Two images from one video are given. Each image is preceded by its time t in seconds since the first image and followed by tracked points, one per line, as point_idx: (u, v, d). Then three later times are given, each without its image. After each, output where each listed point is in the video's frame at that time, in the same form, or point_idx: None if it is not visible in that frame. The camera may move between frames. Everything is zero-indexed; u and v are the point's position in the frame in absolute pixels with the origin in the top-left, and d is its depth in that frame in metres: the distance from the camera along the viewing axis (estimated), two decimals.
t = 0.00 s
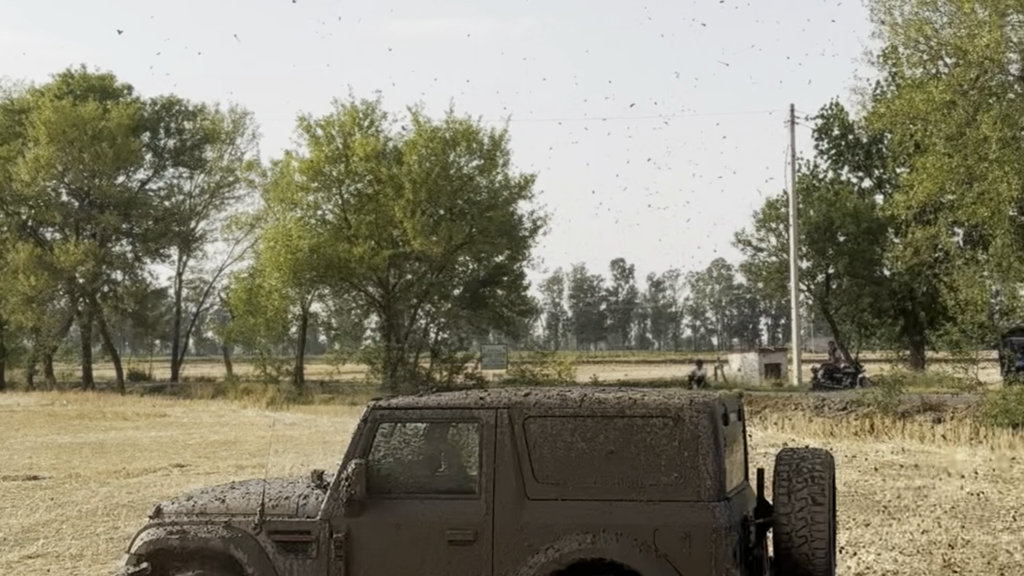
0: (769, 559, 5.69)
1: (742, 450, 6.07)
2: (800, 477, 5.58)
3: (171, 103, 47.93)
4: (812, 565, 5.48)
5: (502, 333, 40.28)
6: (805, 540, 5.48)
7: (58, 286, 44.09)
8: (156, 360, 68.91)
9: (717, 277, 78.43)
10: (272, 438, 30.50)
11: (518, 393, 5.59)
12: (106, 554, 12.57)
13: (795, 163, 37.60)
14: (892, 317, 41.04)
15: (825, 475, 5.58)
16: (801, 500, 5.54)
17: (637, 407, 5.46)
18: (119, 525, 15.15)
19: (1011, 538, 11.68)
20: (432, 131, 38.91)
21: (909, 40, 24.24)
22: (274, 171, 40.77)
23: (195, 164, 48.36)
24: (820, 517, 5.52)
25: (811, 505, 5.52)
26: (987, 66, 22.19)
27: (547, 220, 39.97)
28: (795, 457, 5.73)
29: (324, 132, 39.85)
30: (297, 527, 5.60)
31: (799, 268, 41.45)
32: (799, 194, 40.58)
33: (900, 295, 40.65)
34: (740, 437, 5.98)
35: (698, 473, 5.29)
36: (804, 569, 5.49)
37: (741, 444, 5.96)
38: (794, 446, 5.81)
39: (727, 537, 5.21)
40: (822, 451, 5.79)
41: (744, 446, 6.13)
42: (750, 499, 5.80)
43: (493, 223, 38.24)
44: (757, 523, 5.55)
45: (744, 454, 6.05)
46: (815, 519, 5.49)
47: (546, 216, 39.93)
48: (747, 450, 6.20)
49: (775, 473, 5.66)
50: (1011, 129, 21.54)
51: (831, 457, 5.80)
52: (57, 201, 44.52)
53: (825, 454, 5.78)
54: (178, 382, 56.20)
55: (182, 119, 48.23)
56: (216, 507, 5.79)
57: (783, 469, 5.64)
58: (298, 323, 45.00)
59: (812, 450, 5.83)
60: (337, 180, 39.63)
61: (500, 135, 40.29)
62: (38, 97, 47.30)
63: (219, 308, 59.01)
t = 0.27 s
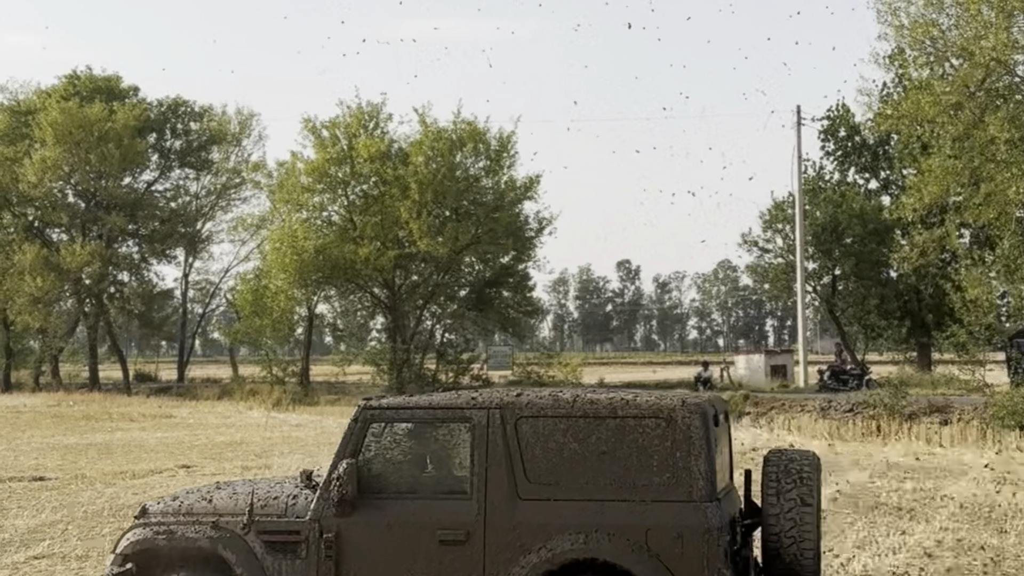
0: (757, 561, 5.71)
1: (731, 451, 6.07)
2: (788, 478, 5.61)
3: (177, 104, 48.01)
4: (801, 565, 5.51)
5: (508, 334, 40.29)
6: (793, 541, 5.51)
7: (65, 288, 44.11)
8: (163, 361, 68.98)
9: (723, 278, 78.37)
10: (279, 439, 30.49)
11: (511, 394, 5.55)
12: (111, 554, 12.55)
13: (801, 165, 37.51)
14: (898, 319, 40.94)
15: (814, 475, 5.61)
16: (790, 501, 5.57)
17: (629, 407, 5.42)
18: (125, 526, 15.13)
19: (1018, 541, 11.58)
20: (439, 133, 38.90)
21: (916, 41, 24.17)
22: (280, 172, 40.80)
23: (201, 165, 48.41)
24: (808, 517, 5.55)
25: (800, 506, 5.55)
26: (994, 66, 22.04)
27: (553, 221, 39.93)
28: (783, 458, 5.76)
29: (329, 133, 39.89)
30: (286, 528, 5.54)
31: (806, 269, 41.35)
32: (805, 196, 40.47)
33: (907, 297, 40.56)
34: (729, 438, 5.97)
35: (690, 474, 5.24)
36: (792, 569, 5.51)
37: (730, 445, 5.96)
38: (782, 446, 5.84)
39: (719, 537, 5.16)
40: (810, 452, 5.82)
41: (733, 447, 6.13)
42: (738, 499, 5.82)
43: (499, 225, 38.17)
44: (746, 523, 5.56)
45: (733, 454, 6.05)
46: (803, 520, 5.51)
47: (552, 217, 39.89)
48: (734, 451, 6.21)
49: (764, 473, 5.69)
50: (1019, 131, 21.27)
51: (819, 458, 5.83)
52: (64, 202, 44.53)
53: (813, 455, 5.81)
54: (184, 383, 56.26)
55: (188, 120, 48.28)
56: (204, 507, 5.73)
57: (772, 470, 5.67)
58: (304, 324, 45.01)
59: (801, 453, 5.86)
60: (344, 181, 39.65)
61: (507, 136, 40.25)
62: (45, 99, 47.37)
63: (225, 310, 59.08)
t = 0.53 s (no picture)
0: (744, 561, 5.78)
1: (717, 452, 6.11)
2: (776, 480, 5.67)
3: (188, 105, 48.11)
4: (788, 566, 5.58)
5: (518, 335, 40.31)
6: (782, 542, 5.57)
7: (76, 288, 44.20)
8: (173, 363, 69.08)
9: (734, 280, 78.25)
10: (289, 440, 30.49)
11: (502, 396, 5.51)
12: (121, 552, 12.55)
13: (811, 166, 37.40)
14: (909, 320, 40.79)
15: (802, 477, 5.68)
16: (778, 504, 5.63)
17: (621, 410, 5.40)
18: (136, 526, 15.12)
19: None
20: (449, 134, 38.91)
21: (927, 43, 24.03)
22: (290, 174, 40.80)
23: (212, 166, 48.48)
24: (796, 519, 5.61)
25: (788, 508, 5.62)
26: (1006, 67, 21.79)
27: (564, 222, 39.90)
28: (771, 461, 5.81)
29: (339, 135, 39.98)
30: (274, 530, 5.47)
31: (816, 271, 41.24)
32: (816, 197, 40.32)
33: (918, 298, 40.44)
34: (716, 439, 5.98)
35: (681, 476, 5.22)
36: (778, 570, 5.58)
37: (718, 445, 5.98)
38: (770, 450, 5.89)
39: (710, 539, 5.13)
40: (796, 454, 5.88)
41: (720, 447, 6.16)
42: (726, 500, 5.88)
43: (510, 226, 38.06)
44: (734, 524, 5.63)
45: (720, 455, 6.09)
46: (791, 522, 5.58)
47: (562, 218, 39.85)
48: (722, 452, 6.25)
49: (752, 474, 5.74)
50: None
51: (805, 458, 5.89)
52: (75, 203, 44.63)
53: (799, 458, 5.88)
54: (195, 384, 56.37)
55: (199, 121, 48.38)
56: (189, 508, 5.64)
57: (760, 472, 5.73)
58: (315, 325, 45.07)
59: (789, 455, 5.92)
60: (354, 182, 39.69)
61: (516, 137, 40.25)
62: (56, 100, 47.50)
63: (235, 311, 59.17)
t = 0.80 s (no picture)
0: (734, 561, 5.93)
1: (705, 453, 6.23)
2: (764, 480, 5.84)
3: (204, 107, 48.21)
4: (778, 565, 5.72)
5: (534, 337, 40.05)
6: (771, 541, 5.72)
7: (93, 289, 44.35)
8: (190, 364, 69.26)
9: (750, 282, 78.05)
10: (305, 441, 30.51)
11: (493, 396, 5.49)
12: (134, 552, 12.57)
13: (828, 167, 37.20)
14: (926, 322, 40.60)
15: (790, 478, 5.84)
16: (767, 504, 5.79)
17: (614, 411, 5.39)
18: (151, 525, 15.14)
19: None
20: (463, 135, 38.88)
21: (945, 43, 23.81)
22: (305, 175, 40.84)
23: (228, 167, 48.59)
24: (784, 518, 5.77)
25: (777, 508, 5.77)
26: None
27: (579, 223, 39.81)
28: (759, 461, 5.97)
29: (355, 136, 40.03)
30: (265, 532, 5.46)
31: (832, 272, 41.09)
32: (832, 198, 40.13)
33: (935, 299, 40.21)
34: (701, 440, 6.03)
35: (675, 476, 5.23)
36: (768, 569, 5.72)
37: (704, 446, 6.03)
38: (757, 450, 6.05)
39: (704, 539, 5.14)
40: (784, 454, 6.04)
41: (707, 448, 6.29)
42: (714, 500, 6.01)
43: (525, 227, 38.05)
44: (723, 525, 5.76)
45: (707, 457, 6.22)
46: (781, 522, 5.73)
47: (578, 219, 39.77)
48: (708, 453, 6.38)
49: (740, 475, 5.89)
50: None
51: (791, 459, 6.06)
52: (92, 204, 44.79)
53: (787, 458, 6.04)
54: (211, 385, 56.51)
55: (216, 122, 48.45)
56: (178, 512, 5.65)
57: (750, 472, 5.88)
58: (331, 327, 45.13)
59: (774, 454, 6.09)
60: (369, 184, 39.69)
61: (531, 138, 40.19)
62: (73, 102, 47.65)
63: (252, 312, 59.30)
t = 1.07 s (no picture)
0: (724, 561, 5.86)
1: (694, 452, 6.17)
2: (756, 478, 5.81)
3: (226, 108, 48.42)
4: (770, 563, 5.67)
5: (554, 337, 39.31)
6: (763, 539, 5.68)
7: (116, 290, 44.53)
8: (211, 363, 69.51)
9: (772, 282, 77.83)
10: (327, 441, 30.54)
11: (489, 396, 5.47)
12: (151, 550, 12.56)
13: (849, 168, 37.00)
14: (949, 322, 40.40)
15: (781, 476, 5.83)
16: (759, 501, 5.75)
17: (609, 410, 5.41)
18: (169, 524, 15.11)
19: None
20: (483, 136, 38.86)
21: (968, 42, 23.61)
22: (326, 176, 40.93)
23: (250, 168, 48.76)
24: (776, 516, 5.74)
25: (769, 506, 5.75)
26: None
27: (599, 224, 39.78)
28: (749, 459, 5.95)
29: (376, 137, 40.09)
30: (259, 535, 5.42)
31: (854, 273, 40.89)
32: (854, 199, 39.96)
33: (958, 300, 40.01)
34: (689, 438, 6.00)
35: (671, 475, 5.28)
36: (759, 567, 5.67)
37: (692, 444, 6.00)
38: (746, 449, 6.04)
39: (699, 538, 5.18)
40: (772, 455, 6.05)
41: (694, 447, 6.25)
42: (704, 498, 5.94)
43: (547, 227, 38.09)
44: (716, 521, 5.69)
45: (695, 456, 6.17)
46: (773, 518, 5.70)
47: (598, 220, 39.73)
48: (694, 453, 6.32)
49: (732, 473, 5.87)
50: None
51: (779, 459, 6.07)
52: (115, 205, 44.99)
53: (776, 458, 6.04)
54: (233, 384, 56.73)
55: (238, 123, 48.64)
56: (169, 515, 5.61)
57: (741, 470, 5.86)
58: (352, 327, 45.25)
59: (761, 455, 6.07)
60: (390, 185, 39.70)
61: (551, 138, 40.17)
62: (96, 103, 47.87)
63: (273, 312, 59.50)
